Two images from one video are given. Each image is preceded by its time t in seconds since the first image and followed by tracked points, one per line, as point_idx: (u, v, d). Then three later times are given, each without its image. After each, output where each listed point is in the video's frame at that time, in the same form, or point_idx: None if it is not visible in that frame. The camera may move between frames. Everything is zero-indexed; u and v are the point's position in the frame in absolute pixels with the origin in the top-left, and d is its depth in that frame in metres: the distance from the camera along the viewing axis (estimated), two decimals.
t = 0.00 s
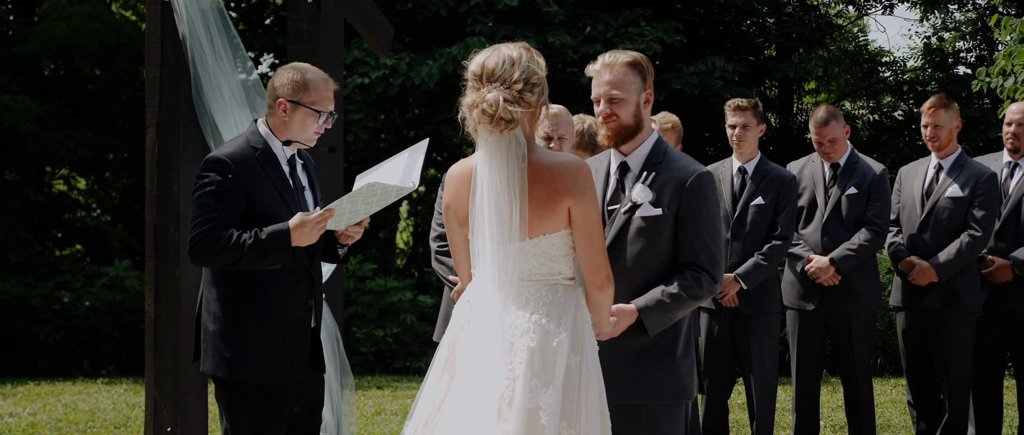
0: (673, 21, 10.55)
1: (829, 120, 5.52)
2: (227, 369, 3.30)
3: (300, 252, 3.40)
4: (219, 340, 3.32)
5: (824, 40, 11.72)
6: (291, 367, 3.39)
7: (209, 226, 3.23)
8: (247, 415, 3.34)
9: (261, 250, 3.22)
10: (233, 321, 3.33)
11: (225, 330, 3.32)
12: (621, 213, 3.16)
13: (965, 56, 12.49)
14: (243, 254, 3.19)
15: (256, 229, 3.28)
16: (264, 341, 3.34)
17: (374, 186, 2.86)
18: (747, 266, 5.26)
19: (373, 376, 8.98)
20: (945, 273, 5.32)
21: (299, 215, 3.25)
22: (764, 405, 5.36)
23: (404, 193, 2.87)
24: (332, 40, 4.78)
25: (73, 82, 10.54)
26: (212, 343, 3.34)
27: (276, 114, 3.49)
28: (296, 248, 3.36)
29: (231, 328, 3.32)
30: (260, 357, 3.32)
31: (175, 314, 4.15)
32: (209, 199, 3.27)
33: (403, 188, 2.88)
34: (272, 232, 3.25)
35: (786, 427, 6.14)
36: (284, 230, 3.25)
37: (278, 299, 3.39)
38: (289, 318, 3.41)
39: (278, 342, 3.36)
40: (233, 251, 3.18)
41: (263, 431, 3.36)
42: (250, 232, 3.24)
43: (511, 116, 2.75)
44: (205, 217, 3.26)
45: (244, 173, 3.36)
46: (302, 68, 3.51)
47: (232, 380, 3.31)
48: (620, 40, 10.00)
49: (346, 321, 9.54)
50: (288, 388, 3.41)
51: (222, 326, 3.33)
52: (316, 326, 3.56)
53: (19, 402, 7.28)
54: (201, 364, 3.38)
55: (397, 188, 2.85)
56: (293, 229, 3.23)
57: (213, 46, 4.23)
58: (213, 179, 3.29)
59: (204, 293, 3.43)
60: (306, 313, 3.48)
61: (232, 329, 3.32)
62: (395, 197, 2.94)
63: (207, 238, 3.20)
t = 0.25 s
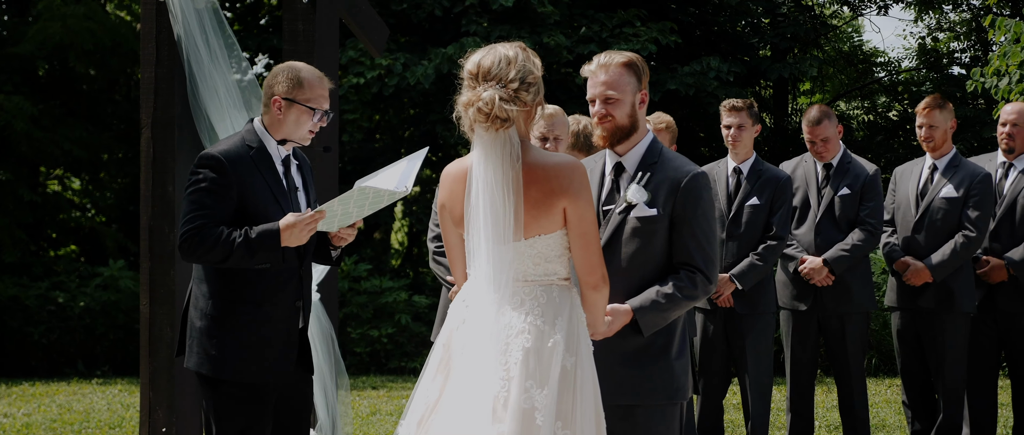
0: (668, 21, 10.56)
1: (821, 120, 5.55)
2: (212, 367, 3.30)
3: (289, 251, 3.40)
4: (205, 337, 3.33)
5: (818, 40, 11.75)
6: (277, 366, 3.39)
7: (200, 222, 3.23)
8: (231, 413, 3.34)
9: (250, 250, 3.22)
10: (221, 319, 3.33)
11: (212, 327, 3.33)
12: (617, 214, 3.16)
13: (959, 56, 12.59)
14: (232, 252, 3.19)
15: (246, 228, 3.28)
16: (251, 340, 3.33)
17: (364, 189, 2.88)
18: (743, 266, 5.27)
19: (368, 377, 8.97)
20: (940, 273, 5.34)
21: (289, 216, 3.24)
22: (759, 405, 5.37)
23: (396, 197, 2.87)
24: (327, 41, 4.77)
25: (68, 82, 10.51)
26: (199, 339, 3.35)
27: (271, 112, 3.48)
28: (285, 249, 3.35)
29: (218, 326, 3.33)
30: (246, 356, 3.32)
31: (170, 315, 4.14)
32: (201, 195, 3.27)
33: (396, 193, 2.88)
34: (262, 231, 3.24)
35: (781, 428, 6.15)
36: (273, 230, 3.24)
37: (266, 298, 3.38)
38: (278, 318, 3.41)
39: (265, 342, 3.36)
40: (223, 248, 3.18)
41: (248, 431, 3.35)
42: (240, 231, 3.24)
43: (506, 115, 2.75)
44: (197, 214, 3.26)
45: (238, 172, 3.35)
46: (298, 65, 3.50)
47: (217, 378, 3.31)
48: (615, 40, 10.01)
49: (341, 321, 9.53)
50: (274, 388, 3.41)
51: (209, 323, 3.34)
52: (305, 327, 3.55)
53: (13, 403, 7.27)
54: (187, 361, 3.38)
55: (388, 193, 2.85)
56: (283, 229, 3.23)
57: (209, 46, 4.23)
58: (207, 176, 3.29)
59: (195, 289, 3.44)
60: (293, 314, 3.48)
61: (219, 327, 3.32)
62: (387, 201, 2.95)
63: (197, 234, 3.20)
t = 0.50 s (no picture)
0: (663, 21, 10.56)
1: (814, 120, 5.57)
2: (207, 366, 3.30)
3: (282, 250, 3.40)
4: (199, 336, 3.33)
5: (813, 40, 11.76)
6: (271, 366, 3.38)
7: (192, 221, 3.22)
8: (225, 413, 3.33)
9: (243, 248, 3.21)
10: (214, 319, 3.32)
11: (206, 327, 3.32)
12: (611, 213, 3.17)
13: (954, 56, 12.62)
14: (224, 251, 3.18)
15: (239, 226, 3.27)
16: (244, 340, 3.33)
17: (357, 187, 2.87)
18: (737, 266, 5.28)
19: (363, 377, 8.96)
20: (935, 273, 5.35)
21: (280, 214, 3.23)
22: (753, 403, 5.38)
23: (389, 195, 2.88)
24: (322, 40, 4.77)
25: (62, 82, 10.48)
26: (193, 339, 3.35)
27: (265, 112, 3.48)
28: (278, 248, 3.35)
29: (212, 326, 3.32)
30: (239, 356, 3.32)
31: (164, 315, 4.13)
32: (193, 194, 3.27)
33: (389, 191, 2.89)
34: (254, 229, 3.23)
35: (775, 427, 6.16)
36: (265, 229, 3.23)
37: (260, 298, 3.38)
38: (272, 317, 3.41)
39: (260, 341, 3.36)
40: (215, 246, 3.18)
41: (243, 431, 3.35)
42: (233, 229, 3.24)
43: (501, 116, 2.75)
44: (190, 213, 3.26)
45: (230, 171, 3.35)
46: (291, 65, 3.50)
47: (212, 377, 3.31)
48: (610, 40, 10.01)
49: (336, 321, 9.52)
50: (269, 388, 3.41)
51: (203, 323, 3.33)
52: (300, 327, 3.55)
53: (8, 403, 7.25)
54: (182, 361, 3.38)
55: (381, 190, 2.85)
56: (275, 228, 3.22)
57: (205, 47, 4.22)
58: (199, 175, 3.28)
59: (189, 289, 3.44)
60: (287, 313, 3.47)
61: (213, 326, 3.32)
62: (380, 200, 2.94)
63: (189, 233, 3.19)
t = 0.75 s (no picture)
0: (658, 21, 10.57)
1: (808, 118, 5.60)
2: (211, 369, 3.29)
3: (281, 250, 3.40)
4: (203, 340, 3.32)
5: (808, 40, 11.78)
6: (276, 366, 3.37)
7: (189, 224, 3.21)
8: (231, 415, 3.32)
9: (241, 250, 3.21)
10: (217, 321, 3.32)
11: (209, 329, 3.32)
12: (607, 213, 3.17)
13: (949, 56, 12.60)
14: (222, 253, 3.18)
15: (235, 227, 3.27)
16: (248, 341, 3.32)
17: (353, 183, 2.90)
18: (733, 266, 5.28)
19: (358, 377, 8.96)
20: (930, 273, 5.36)
21: (277, 214, 3.24)
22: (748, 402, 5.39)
23: (384, 191, 2.89)
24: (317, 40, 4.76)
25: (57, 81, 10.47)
26: (197, 343, 3.34)
27: (257, 111, 3.47)
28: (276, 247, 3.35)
29: (215, 328, 3.31)
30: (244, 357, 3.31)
31: (160, 315, 4.13)
32: (189, 197, 3.26)
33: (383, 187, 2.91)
34: (251, 230, 3.23)
35: (771, 427, 6.16)
36: (262, 229, 3.23)
37: (261, 298, 3.37)
38: (274, 317, 3.40)
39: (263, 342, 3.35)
40: (213, 249, 3.17)
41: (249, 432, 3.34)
42: (230, 231, 3.23)
43: (495, 117, 2.75)
44: (186, 216, 3.25)
45: (224, 173, 3.35)
46: (281, 64, 3.50)
47: (217, 379, 3.30)
48: (605, 40, 10.01)
49: (332, 321, 9.51)
50: (274, 388, 3.40)
51: (206, 326, 3.32)
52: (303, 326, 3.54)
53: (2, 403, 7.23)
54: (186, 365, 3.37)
55: (378, 187, 2.88)
56: (272, 227, 3.23)
57: (201, 46, 4.23)
58: (193, 178, 3.28)
59: (189, 294, 3.43)
60: (289, 312, 3.46)
61: (217, 329, 3.31)
62: (376, 196, 2.96)
63: (186, 236, 3.19)
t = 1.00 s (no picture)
0: (654, 22, 10.57)
1: (804, 116, 5.64)
2: (217, 370, 3.28)
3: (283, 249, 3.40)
4: (209, 342, 3.30)
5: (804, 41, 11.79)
6: (281, 366, 3.37)
7: (190, 228, 3.20)
8: (238, 416, 3.31)
9: (244, 250, 3.20)
10: (222, 323, 3.30)
11: (214, 331, 3.30)
12: (602, 214, 3.17)
13: (945, 56, 12.69)
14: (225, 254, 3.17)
15: (236, 228, 3.26)
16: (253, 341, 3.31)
17: (352, 176, 2.91)
18: (729, 266, 5.29)
19: (354, 377, 8.95)
20: (926, 273, 5.36)
21: (280, 211, 3.24)
22: (744, 403, 5.39)
23: (384, 184, 2.90)
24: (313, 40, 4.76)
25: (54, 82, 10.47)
26: (202, 346, 3.32)
27: (249, 112, 3.47)
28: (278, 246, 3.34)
29: (220, 330, 3.30)
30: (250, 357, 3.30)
31: (155, 315, 4.12)
32: (188, 201, 3.25)
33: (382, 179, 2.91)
34: (253, 230, 3.23)
35: (767, 427, 6.17)
36: (264, 227, 3.23)
37: (265, 297, 3.36)
38: (278, 316, 3.40)
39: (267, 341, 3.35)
40: (216, 251, 3.16)
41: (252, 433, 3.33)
42: (231, 232, 3.22)
43: (492, 118, 2.75)
44: (186, 219, 3.23)
45: (222, 175, 3.34)
46: (271, 62, 3.49)
47: (223, 381, 3.29)
48: (601, 40, 10.01)
49: (327, 322, 9.50)
50: (279, 388, 3.39)
51: (211, 328, 3.31)
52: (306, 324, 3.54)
53: None
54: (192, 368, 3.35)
55: (376, 180, 2.89)
56: (274, 226, 3.22)
57: (197, 46, 4.22)
58: (191, 181, 3.26)
59: (192, 297, 3.41)
60: (294, 310, 3.46)
61: (222, 330, 3.30)
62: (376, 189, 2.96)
63: (188, 240, 3.17)
